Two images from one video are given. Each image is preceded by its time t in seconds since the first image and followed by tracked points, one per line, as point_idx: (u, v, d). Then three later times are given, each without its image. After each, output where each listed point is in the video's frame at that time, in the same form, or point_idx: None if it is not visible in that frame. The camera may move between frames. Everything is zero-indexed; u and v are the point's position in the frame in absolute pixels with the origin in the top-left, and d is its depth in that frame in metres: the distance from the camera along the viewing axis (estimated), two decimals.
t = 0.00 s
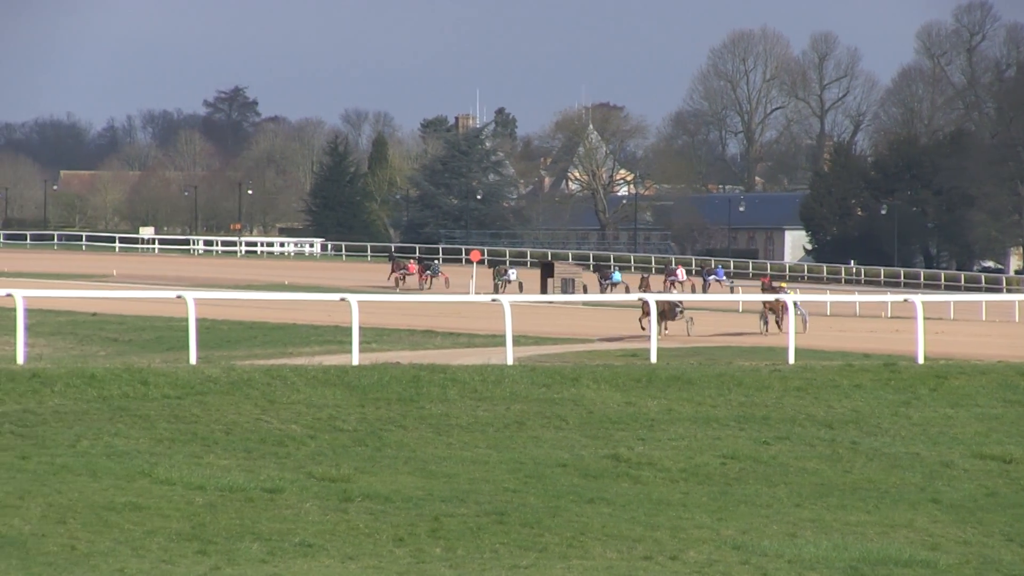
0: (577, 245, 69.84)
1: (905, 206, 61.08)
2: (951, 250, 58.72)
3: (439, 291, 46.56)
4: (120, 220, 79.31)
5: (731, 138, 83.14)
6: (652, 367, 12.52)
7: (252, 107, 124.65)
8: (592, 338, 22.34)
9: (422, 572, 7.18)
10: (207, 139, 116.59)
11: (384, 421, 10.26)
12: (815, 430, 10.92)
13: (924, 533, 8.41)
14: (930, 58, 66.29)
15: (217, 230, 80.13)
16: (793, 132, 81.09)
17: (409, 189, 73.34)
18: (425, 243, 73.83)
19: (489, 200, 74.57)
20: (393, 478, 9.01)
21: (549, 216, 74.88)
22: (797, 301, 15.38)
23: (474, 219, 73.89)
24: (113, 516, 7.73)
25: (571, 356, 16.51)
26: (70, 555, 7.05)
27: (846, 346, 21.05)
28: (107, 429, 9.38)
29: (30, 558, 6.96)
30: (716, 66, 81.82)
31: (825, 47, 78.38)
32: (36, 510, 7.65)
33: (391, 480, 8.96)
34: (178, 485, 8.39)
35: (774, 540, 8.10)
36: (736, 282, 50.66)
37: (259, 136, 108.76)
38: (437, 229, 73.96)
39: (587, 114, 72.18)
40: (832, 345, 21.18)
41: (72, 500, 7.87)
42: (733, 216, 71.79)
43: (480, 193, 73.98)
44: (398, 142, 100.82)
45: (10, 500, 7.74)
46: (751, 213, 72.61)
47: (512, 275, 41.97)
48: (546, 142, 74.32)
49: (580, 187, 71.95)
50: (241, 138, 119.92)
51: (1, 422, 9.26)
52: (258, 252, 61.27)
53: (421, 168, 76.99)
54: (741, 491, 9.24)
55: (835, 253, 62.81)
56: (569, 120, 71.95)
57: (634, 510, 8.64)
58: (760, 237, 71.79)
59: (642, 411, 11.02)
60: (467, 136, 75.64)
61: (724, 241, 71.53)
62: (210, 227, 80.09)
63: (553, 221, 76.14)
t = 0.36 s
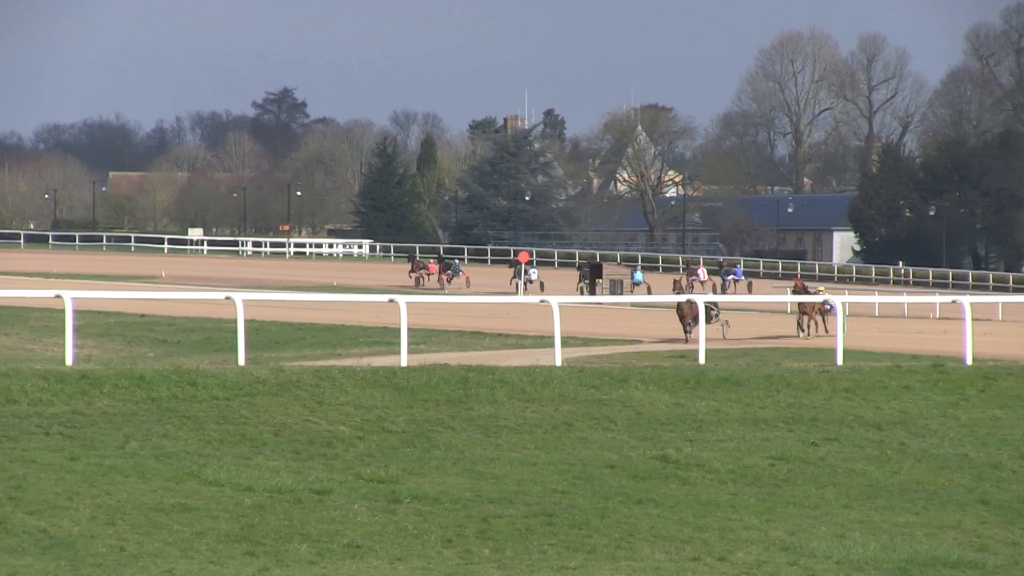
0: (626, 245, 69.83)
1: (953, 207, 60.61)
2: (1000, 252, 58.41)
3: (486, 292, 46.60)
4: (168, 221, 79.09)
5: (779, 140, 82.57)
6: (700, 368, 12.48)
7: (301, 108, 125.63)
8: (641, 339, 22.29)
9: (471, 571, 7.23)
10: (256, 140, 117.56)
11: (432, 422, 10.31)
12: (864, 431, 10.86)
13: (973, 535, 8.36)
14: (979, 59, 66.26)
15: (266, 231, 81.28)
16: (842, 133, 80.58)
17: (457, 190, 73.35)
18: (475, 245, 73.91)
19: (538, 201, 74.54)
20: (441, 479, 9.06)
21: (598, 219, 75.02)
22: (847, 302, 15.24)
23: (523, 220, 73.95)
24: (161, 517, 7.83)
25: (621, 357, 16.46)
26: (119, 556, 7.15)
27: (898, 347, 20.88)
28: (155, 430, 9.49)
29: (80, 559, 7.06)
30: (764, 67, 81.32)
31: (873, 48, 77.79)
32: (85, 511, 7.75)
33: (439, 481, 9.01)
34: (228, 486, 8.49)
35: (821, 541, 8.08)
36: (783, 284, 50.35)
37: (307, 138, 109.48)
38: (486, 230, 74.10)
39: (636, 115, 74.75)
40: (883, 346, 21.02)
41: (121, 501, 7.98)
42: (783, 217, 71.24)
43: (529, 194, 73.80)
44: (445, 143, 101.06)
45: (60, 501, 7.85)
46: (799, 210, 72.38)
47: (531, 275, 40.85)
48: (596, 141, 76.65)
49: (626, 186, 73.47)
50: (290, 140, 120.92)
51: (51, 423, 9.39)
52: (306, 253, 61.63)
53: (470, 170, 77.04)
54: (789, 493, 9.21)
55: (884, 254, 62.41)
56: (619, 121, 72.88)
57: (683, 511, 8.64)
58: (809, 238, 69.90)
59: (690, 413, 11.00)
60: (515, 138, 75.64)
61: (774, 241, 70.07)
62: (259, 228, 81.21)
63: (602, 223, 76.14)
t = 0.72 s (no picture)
0: (658, 246, 69.62)
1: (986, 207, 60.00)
2: None
3: (517, 292, 46.53)
4: (200, 222, 79.46)
5: (812, 141, 82.07)
6: (732, 369, 12.44)
7: (333, 109, 126.14)
8: (672, 340, 22.19)
9: (502, 573, 7.26)
10: (288, 141, 118.07)
11: (464, 423, 10.34)
12: (896, 432, 10.83)
13: (1004, 536, 8.34)
14: (1012, 61, 65.93)
15: (297, 232, 81.52)
16: (874, 134, 80.09)
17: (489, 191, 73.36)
18: (506, 245, 73.88)
19: (570, 202, 74.52)
20: (473, 480, 9.08)
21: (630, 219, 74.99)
22: (878, 303, 15.17)
23: (555, 221, 73.89)
24: (192, 518, 7.89)
25: (653, 358, 16.39)
26: (151, 557, 7.22)
27: (931, 348, 20.71)
28: (187, 431, 9.56)
29: (112, 559, 7.14)
30: (796, 68, 80.88)
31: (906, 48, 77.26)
32: (117, 512, 7.82)
33: (471, 482, 9.03)
34: (259, 486, 8.56)
35: (853, 542, 8.06)
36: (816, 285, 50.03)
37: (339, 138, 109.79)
38: (518, 231, 74.12)
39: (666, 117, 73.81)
40: (916, 347, 20.87)
41: (152, 502, 8.05)
42: (815, 217, 70.71)
43: (560, 195, 73.78)
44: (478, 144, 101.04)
45: (93, 502, 7.92)
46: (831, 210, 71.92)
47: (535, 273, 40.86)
48: (627, 144, 76.04)
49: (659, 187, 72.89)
50: (323, 141, 121.44)
51: (83, 424, 9.47)
52: (339, 254, 61.78)
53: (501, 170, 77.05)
54: (821, 494, 9.20)
55: (915, 255, 61.79)
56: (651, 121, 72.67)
57: (714, 511, 8.63)
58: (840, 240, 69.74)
59: (722, 413, 10.98)
60: (547, 138, 75.63)
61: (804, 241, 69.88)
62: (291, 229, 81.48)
63: (634, 224, 76.02)
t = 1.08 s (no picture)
0: (681, 246, 68.97)
1: (1008, 207, 59.41)
2: None
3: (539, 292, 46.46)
4: (223, 223, 80.13)
5: (834, 142, 81.65)
6: (754, 370, 12.40)
7: (355, 109, 126.41)
8: (695, 341, 22.10)
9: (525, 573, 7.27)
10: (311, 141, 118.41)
11: (487, 423, 10.37)
12: (918, 433, 10.79)
13: None
14: None
15: (319, 233, 81.78)
16: (895, 134, 79.73)
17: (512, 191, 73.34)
18: (527, 245, 73.56)
19: (592, 203, 74.37)
20: (495, 481, 9.09)
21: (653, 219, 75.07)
22: (901, 303, 15.06)
23: (577, 222, 73.78)
24: (215, 518, 7.94)
25: (676, 359, 16.33)
26: (172, 558, 7.26)
27: (954, 349, 20.54)
28: (209, 432, 9.62)
29: (134, 560, 7.18)
30: (818, 68, 80.58)
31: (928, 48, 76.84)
32: (139, 512, 7.87)
33: (494, 483, 9.05)
34: (281, 487, 8.60)
35: (876, 543, 8.04)
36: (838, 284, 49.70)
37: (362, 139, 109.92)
38: (540, 232, 73.77)
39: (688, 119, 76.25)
40: (939, 348, 20.70)
41: (175, 503, 8.10)
42: (838, 217, 69.87)
43: (583, 195, 73.62)
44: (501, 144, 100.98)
45: (114, 502, 7.97)
46: (853, 211, 71.00)
47: (531, 273, 40.60)
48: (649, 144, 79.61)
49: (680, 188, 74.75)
50: (345, 142, 121.74)
51: (104, 424, 9.54)
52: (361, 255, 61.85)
53: (523, 171, 77.08)
54: (844, 494, 9.18)
55: (936, 255, 61.36)
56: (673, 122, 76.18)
57: (736, 512, 8.63)
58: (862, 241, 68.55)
59: (744, 414, 10.96)
60: (569, 138, 75.74)
61: (826, 242, 68.89)
62: (313, 230, 81.77)
63: (656, 224, 75.92)
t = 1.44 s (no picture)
0: (719, 246, 68.78)
1: None
2: None
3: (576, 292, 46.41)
4: (263, 223, 81.37)
5: (873, 142, 81.02)
6: (792, 370, 12.36)
7: (394, 109, 126.92)
8: (733, 341, 22.00)
9: (563, 574, 7.29)
10: (349, 142, 118.96)
11: (526, 423, 10.40)
12: (956, 433, 10.72)
13: None
14: None
15: (359, 233, 82.18)
16: (935, 134, 79.00)
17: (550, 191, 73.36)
18: (566, 245, 73.58)
19: (631, 203, 74.14)
20: (534, 481, 9.11)
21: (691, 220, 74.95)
22: (940, 301, 14.92)
23: (616, 222, 73.59)
24: (254, 519, 8.02)
25: (713, 360, 16.28)
26: (211, 559, 7.33)
27: (993, 350, 20.34)
28: (248, 432, 9.71)
29: (173, 560, 7.24)
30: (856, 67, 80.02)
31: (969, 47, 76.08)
32: (178, 513, 7.96)
33: (532, 483, 9.07)
34: (319, 487, 8.67)
35: (915, 543, 8.00)
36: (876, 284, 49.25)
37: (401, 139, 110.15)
38: (579, 232, 73.82)
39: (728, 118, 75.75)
40: (979, 348, 20.51)
41: (214, 502, 8.19)
42: (876, 217, 69.34)
43: (621, 195, 73.39)
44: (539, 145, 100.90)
45: (153, 502, 8.07)
46: (892, 211, 70.36)
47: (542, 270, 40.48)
48: (689, 143, 78.26)
49: (720, 189, 74.70)
50: (384, 141, 122.22)
51: (144, 424, 9.66)
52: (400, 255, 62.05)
53: (562, 172, 77.04)
54: (882, 493, 9.14)
55: (976, 256, 60.05)
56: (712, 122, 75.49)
57: (775, 512, 8.60)
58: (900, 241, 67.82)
59: (783, 414, 10.92)
60: (609, 138, 75.49)
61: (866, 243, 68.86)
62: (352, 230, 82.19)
63: (695, 224, 75.66)
